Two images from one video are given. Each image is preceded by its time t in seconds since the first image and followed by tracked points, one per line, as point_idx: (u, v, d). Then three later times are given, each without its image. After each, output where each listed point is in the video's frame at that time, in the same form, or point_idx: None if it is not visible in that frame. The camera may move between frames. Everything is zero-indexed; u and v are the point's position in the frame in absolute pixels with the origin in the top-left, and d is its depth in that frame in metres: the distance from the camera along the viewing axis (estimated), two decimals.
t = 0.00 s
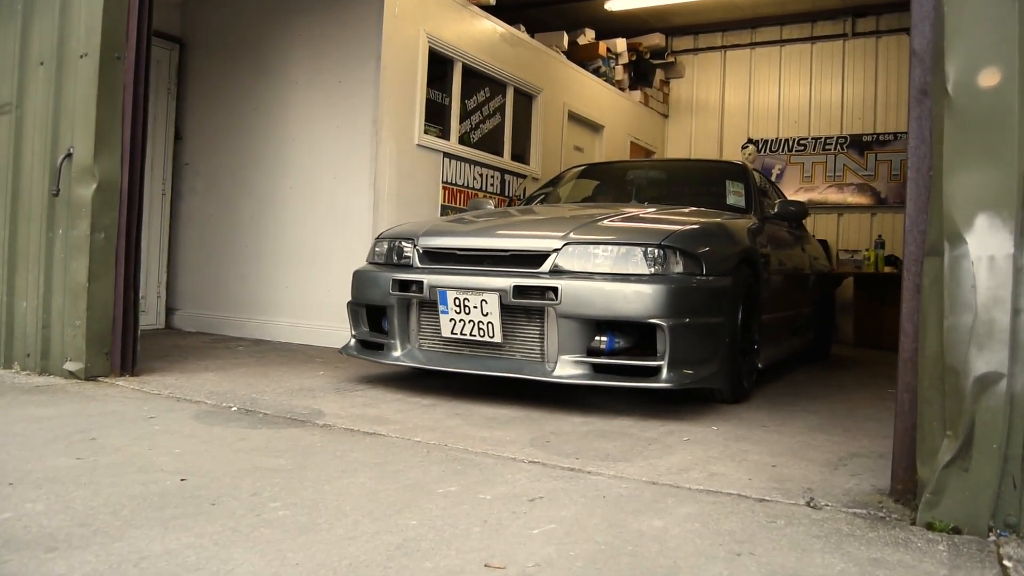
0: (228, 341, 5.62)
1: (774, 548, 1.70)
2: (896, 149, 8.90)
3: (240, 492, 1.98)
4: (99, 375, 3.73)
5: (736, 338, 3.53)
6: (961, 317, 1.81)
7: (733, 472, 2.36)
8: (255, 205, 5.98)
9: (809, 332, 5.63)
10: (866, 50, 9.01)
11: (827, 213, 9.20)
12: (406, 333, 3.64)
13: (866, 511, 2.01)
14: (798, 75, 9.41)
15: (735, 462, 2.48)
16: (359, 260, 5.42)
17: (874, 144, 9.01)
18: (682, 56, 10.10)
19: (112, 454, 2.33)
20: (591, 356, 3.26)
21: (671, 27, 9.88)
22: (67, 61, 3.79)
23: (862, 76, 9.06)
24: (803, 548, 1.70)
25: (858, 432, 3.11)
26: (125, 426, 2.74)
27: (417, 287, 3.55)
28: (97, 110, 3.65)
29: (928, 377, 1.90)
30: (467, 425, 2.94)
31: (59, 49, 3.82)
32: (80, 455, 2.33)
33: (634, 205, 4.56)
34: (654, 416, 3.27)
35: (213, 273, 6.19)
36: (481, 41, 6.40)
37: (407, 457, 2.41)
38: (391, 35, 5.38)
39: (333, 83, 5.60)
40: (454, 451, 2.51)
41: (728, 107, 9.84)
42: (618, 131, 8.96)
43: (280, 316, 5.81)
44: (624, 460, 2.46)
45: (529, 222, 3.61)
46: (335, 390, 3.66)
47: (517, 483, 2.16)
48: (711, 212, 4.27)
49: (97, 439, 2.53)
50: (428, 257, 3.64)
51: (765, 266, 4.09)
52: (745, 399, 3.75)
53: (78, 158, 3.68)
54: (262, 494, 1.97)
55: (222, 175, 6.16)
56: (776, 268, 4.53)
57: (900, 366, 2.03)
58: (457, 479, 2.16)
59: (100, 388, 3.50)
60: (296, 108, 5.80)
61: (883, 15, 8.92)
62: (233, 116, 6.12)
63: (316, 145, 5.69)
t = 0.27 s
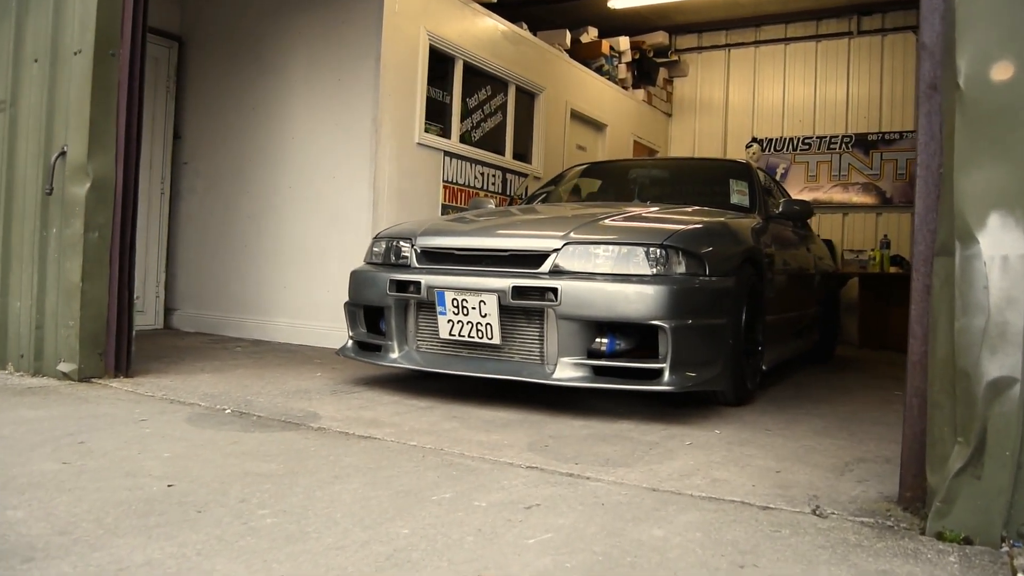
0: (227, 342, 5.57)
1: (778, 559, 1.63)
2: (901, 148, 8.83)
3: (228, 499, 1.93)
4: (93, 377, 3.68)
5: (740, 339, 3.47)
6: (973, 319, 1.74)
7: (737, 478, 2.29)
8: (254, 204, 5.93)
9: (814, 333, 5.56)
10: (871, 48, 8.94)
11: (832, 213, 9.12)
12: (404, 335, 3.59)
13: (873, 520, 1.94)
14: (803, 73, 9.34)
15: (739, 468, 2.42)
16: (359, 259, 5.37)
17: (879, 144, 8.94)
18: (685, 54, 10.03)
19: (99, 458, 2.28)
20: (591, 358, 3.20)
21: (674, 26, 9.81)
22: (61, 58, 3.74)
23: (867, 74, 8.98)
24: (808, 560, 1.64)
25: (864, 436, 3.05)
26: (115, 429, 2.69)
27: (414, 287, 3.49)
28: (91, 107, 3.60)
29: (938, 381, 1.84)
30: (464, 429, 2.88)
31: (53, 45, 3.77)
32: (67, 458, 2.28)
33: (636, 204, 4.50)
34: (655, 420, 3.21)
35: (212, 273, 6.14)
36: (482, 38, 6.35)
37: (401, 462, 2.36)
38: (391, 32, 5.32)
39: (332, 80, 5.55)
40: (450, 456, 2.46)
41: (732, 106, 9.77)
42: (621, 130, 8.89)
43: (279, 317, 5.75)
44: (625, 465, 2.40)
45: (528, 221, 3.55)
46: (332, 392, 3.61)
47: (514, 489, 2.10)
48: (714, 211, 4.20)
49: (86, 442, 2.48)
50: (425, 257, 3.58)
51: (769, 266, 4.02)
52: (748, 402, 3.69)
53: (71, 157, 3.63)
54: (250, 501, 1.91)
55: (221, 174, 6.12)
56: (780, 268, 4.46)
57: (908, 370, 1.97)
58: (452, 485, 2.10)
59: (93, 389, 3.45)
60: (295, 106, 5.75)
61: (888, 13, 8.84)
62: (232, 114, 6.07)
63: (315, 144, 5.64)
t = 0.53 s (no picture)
0: (225, 342, 5.51)
1: (790, 571, 1.55)
2: (908, 145, 8.75)
3: (215, 505, 1.85)
4: (86, 377, 3.61)
5: (746, 339, 3.39)
6: (993, 318, 1.66)
7: (744, 483, 2.22)
8: (253, 203, 5.87)
9: (820, 333, 5.47)
10: (877, 45, 8.84)
11: (838, 212, 9.03)
12: (402, 334, 3.53)
13: (887, 528, 1.86)
14: (808, 70, 9.25)
15: (746, 472, 2.34)
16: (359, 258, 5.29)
17: (886, 141, 8.84)
18: (689, 51, 9.95)
19: (86, 462, 2.21)
20: (593, 359, 3.13)
21: (678, 23, 9.72)
22: (54, 53, 3.67)
23: (874, 71, 8.89)
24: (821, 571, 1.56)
25: (874, 439, 2.96)
26: (104, 431, 2.62)
27: (413, 285, 3.43)
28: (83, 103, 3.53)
29: (956, 383, 1.76)
30: (464, 431, 2.81)
31: (46, 40, 3.70)
32: (52, 462, 2.21)
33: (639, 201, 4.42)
34: (660, 421, 3.13)
35: (212, 272, 6.08)
36: (484, 34, 6.28)
37: (397, 466, 2.28)
38: (390, 28, 5.25)
39: (332, 77, 5.48)
40: (448, 460, 2.38)
41: (737, 104, 9.69)
42: (624, 127, 8.81)
43: (279, 316, 5.68)
44: (628, 469, 2.32)
45: (530, 218, 3.48)
46: (329, 393, 3.54)
47: (513, 494, 2.02)
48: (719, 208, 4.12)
49: (73, 445, 2.41)
50: (425, 255, 3.52)
51: (775, 264, 3.94)
52: (754, 403, 3.61)
53: (64, 153, 3.56)
54: (238, 507, 1.84)
55: (220, 172, 6.06)
56: (786, 266, 4.39)
57: (924, 370, 1.89)
58: (449, 490, 2.02)
59: (86, 390, 3.38)
60: (294, 103, 5.68)
61: (895, 9, 8.75)
62: (231, 111, 6.01)
63: (314, 141, 5.57)
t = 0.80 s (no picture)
0: (219, 342, 5.42)
1: None
2: (912, 143, 8.64)
3: (195, 514, 1.77)
4: (74, 378, 3.53)
5: (749, 340, 3.31)
6: (1011, 319, 1.57)
7: (748, 490, 2.13)
8: (248, 201, 5.78)
9: (824, 332, 5.39)
10: (881, 41, 8.75)
11: (841, 210, 8.93)
12: (396, 334, 3.45)
13: (899, 539, 1.77)
14: (811, 67, 9.16)
15: (749, 478, 2.25)
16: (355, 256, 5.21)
17: (889, 139, 8.74)
18: (691, 48, 9.86)
19: (64, 467, 2.12)
20: (592, 359, 3.04)
21: (680, 19, 9.64)
22: (41, 46, 3.57)
23: (877, 68, 8.80)
24: None
25: (882, 442, 2.88)
26: (87, 434, 2.54)
27: (407, 284, 3.35)
28: (71, 97, 3.43)
29: (972, 387, 1.68)
30: (458, 435, 2.73)
31: (32, 33, 3.61)
32: (30, 468, 2.13)
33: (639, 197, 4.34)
34: (661, 424, 3.05)
35: (206, 271, 6.00)
36: (483, 30, 6.19)
37: (388, 472, 2.20)
38: (386, 22, 5.16)
39: (327, 72, 5.39)
40: (441, 465, 2.30)
41: (739, 102, 9.60)
42: (625, 125, 8.72)
43: (275, 316, 5.60)
44: (628, 475, 2.24)
45: (527, 215, 3.39)
46: (322, 394, 3.47)
47: (508, 502, 1.94)
48: (721, 206, 4.04)
49: (53, 449, 2.33)
50: (420, 253, 3.44)
51: (779, 262, 3.85)
52: (758, 405, 3.53)
53: (51, 149, 3.47)
54: (219, 516, 1.76)
55: (214, 170, 5.98)
56: (790, 265, 4.30)
57: (938, 374, 1.81)
58: (440, 498, 1.94)
59: (72, 392, 3.30)
60: (289, 100, 5.60)
61: (898, 6, 8.66)
62: (227, 107, 5.92)
63: (310, 137, 5.48)
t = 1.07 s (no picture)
0: (214, 342, 5.35)
1: None
2: (914, 142, 8.56)
3: (178, 524, 1.71)
4: (62, 380, 3.46)
5: (751, 341, 3.24)
6: None
7: (751, 497, 2.07)
8: (243, 199, 5.71)
9: (826, 333, 5.32)
10: (882, 39, 8.69)
11: (842, 209, 8.87)
12: (391, 335, 3.39)
13: (909, 550, 1.70)
14: (812, 66, 9.09)
15: (752, 485, 2.19)
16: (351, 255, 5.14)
17: (891, 138, 8.67)
18: (691, 46, 9.79)
19: (45, 472, 2.05)
20: (591, 361, 2.97)
21: (680, 17, 9.57)
22: (30, 41, 3.50)
23: (878, 66, 8.73)
24: None
25: (887, 447, 2.81)
26: (72, 438, 2.47)
27: (402, 284, 3.29)
28: (59, 93, 3.36)
29: (986, 393, 1.61)
30: (453, 439, 2.67)
31: (20, 28, 3.53)
32: (10, 474, 2.06)
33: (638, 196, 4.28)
34: (661, 427, 2.98)
35: (201, 270, 5.93)
36: (482, 27, 6.12)
37: (381, 478, 2.14)
38: (383, 19, 5.10)
39: (323, 69, 5.33)
40: (435, 471, 2.23)
41: (739, 100, 9.53)
42: (624, 123, 8.65)
43: (270, 316, 5.53)
44: (628, 481, 2.17)
45: (525, 214, 3.33)
46: (315, 397, 3.40)
47: (503, 510, 1.87)
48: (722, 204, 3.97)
49: (36, 454, 2.26)
50: (415, 252, 3.37)
51: (781, 262, 3.79)
52: (760, 408, 3.47)
53: (39, 146, 3.40)
54: (203, 526, 1.69)
55: (209, 168, 5.91)
56: (791, 265, 4.23)
57: (949, 379, 1.74)
58: (433, 506, 1.87)
59: (60, 394, 3.23)
60: (285, 97, 5.53)
61: (900, 3, 8.59)
62: (221, 105, 5.85)
63: (306, 135, 5.42)
